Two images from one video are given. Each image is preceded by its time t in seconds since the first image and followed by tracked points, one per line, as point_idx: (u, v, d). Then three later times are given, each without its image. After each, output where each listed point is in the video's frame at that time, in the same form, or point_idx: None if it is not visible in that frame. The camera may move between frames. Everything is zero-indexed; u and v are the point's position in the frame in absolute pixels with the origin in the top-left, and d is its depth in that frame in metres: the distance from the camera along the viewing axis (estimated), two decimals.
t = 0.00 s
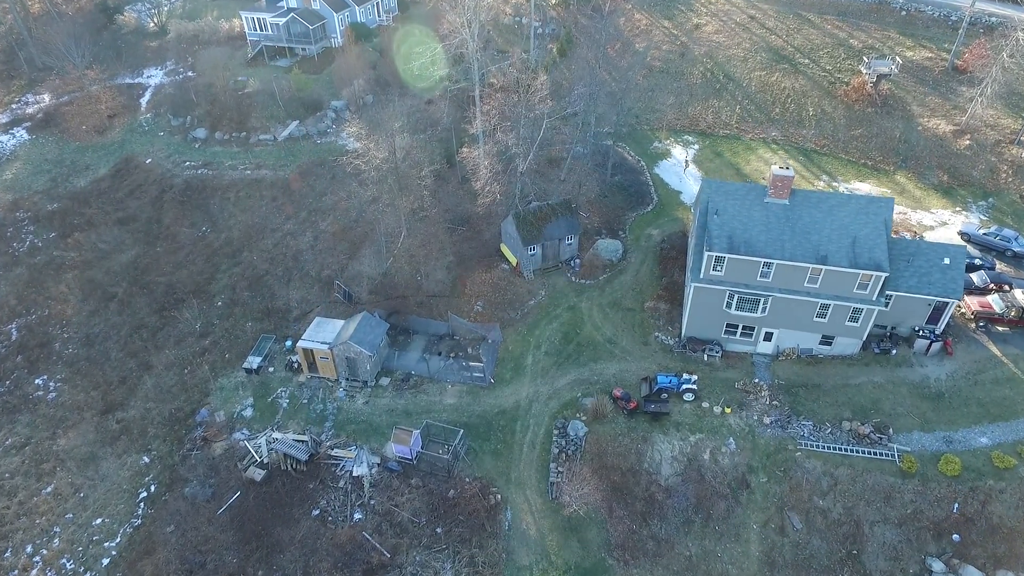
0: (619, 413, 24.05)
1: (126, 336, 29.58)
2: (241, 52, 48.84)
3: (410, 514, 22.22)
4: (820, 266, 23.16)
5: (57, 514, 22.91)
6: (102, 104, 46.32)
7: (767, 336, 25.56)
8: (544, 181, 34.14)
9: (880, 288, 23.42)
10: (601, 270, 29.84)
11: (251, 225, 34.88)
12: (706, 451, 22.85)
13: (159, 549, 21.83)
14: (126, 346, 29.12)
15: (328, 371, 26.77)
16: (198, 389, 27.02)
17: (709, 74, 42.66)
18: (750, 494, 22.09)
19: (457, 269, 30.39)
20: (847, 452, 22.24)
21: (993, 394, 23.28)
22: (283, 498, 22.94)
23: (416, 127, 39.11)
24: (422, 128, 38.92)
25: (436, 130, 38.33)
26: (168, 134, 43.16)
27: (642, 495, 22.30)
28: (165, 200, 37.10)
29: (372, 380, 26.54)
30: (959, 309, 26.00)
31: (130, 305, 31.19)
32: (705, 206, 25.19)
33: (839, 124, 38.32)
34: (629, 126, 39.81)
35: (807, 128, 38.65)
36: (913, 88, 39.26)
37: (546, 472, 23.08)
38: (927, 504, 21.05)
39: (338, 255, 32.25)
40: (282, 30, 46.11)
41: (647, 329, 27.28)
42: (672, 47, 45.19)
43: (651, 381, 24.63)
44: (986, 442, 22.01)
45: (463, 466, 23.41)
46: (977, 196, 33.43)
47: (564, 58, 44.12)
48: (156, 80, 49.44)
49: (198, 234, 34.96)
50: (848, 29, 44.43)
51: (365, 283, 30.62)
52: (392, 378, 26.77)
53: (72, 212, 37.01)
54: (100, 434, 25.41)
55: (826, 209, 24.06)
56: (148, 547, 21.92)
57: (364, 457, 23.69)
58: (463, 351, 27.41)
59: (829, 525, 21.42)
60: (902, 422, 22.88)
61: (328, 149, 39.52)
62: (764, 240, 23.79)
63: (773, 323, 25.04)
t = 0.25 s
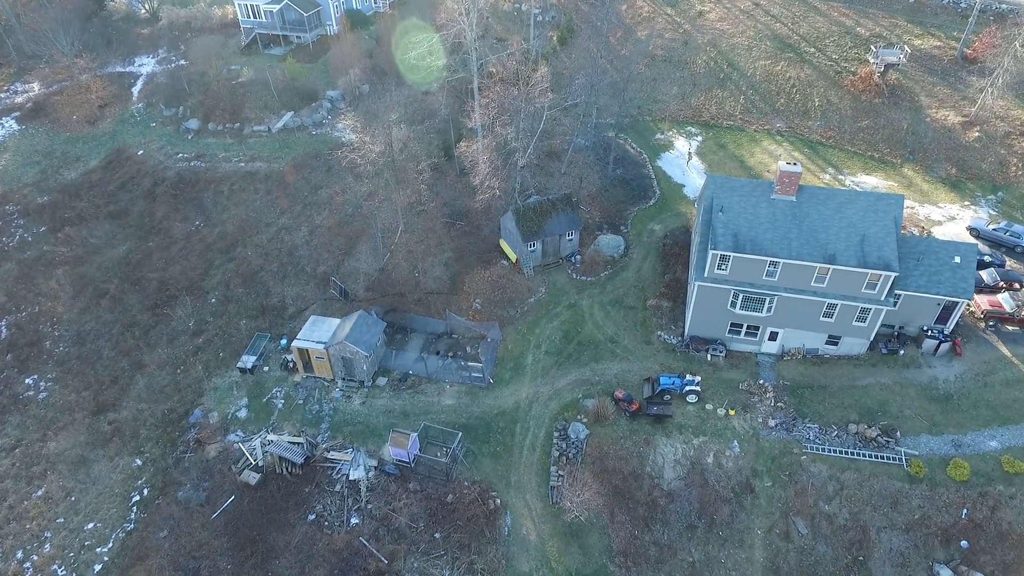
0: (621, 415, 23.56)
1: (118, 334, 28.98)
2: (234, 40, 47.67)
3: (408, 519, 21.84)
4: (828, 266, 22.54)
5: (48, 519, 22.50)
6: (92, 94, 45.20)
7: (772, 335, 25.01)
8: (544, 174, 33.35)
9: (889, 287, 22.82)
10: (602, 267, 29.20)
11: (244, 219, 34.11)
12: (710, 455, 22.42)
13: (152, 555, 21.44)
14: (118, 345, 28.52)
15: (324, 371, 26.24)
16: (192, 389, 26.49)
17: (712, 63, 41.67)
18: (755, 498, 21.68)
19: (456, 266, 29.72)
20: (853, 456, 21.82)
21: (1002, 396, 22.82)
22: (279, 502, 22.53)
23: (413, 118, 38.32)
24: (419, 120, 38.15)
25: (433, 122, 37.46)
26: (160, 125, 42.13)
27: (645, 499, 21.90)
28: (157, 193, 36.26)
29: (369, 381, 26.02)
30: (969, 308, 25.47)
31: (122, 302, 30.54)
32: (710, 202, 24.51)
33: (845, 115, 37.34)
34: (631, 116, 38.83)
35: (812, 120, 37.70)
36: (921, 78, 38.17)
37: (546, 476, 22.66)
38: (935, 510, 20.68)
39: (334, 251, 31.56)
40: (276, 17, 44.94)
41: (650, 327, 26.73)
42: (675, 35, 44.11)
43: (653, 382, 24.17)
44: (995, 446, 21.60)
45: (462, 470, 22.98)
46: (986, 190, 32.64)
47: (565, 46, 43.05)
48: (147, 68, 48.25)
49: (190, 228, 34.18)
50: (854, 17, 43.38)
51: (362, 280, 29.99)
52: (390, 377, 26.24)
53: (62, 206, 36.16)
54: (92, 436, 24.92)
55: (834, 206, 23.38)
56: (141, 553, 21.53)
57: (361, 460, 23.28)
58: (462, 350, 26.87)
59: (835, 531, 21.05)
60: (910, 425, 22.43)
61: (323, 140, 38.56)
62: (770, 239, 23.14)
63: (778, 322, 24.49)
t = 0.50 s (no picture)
0: (624, 428, 23.02)
1: (110, 343, 28.35)
2: (229, 39, 46.88)
3: (406, 537, 21.34)
4: (836, 276, 21.93)
5: (37, 536, 21.98)
6: (84, 95, 44.41)
7: (778, 346, 24.43)
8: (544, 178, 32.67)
9: (899, 298, 22.21)
10: (604, 273, 28.57)
11: (239, 224, 33.43)
12: (715, 470, 21.90)
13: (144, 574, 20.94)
14: (109, 354, 27.89)
15: (319, 382, 25.65)
16: (184, 400, 25.91)
17: (715, 64, 40.96)
18: (761, 515, 21.17)
19: (454, 273, 29.09)
20: (862, 471, 21.29)
21: (1014, 409, 22.28)
22: (273, 519, 22.03)
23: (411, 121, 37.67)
24: (417, 123, 37.50)
25: (432, 125, 36.77)
26: (153, 126, 41.34)
27: (648, 516, 21.38)
28: (150, 197, 35.56)
29: (366, 392, 25.42)
30: (979, 318, 24.92)
31: (114, 310, 29.91)
32: (715, 210, 23.88)
33: (851, 117, 36.66)
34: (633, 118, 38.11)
35: (817, 122, 37.01)
36: (928, 78, 37.42)
37: (547, 491, 22.13)
38: (946, 528, 20.18)
39: (330, 257, 30.91)
40: (271, 16, 44.14)
41: (653, 337, 26.13)
42: (677, 34, 43.35)
43: (657, 395, 23.52)
44: (1007, 462, 21.09)
45: (460, 485, 22.44)
46: (995, 194, 32.01)
47: (565, 46, 42.31)
48: (141, 67, 47.44)
49: (184, 233, 33.49)
50: (859, 16, 42.63)
51: (358, 287, 29.37)
52: (387, 388, 25.64)
53: (53, 210, 35.44)
54: (82, 449, 24.36)
55: (843, 214, 22.76)
56: (132, 572, 21.02)
57: (357, 475, 22.79)
58: (461, 360, 26.25)
59: (843, 549, 20.56)
60: (920, 440, 21.88)
61: (320, 142, 37.83)
62: (777, 248, 22.52)
63: (785, 333, 23.90)
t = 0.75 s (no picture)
0: (627, 447, 22.43)
1: (100, 356, 27.70)
2: (225, 43, 46.25)
3: (402, 561, 20.72)
4: (845, 291, 21.34)
5: (22, 559, 21.34)
6: (78, 100, 43.73)
7: (785, 361, 23.84)
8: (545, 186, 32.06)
9: (910, 313, 21.62)
10: (606, 285, 27.95)
11: (233, 233, 32.79)
12: (721, 491, 21.29)
13: None
14: (99, 368, 27.23)
15: (314, 398, 25.03)
16: (176, 416, 25.28)
17: (717, 68, 40.37)
18: (768, 537, 20.53)
19: (453, 284, 28.46)
20: (872, 492, 20.69)
21: None
22: (266, 541, 21.40)
23: (409, 127, 37.07)
24: (415, 129, 36.91)
25: (430, 131, 36.15)
26: (147, 132, 40.67)
27: (652, 539, 20.73)
28: (143, 205, 34.89)
29: (362, 408, 24.79)
30: (991, 332, 24.36)
31: (105, 322, 29.26)
32: (720, 222, 23.31)
33: (856, 123, 36.07)
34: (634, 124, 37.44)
35: (821, 128, 36.42)
36: (934, 83, 36.81)
37: (548, 512, 21.50)
38: (960, 552, 19.51)
39: (326, 267, 30.29)
40: (267, 20, 43.51)
41: (656, 351, 25.54)
42: (679, 38, 42.75)
43: (661, 412, 22.97)
44: (1022, 483, 20.50)
45: (459, 506, 21.83)
46: (1003, 203, 31.42)
47: (565, 50, 41.72)
48: (135, 72, 46.78)
49: (177, 242, 32.84)
50: (863, 20, 42.05)
51: (355, 299, 28.73)
52: (383, 404, 25.00)
53: (44, 218, 34.76)
54: (70, 468, 23.72)
55: (851, 227, 22.19)
56: None
57: (353, 495, 22.17)
58: (459, 375, 25.69)
59: (854, 573, 19.92)
60: (932, 459, 21.28)
61: (316, 148, 37.21)
62: (784, 261, 21.94)
63: (792, 348, 23.31)
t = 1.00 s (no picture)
0: (631, 466, 21.80)
1: (90, 371, 27.01)
2: (221, 47, 45.60)
3: None
4: (856, 307, 20.71)
5: None
6: (71, 105, 43.03)
7: (793, 377, 23.22)
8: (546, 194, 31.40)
9: (923, 329, 20.99)
10: (609, 296, 27.30)
11: (228, 242, 32.12)
12: (728, 513, 20.65)
13: None
14: (89, 382, 26.54)
15: (310, 414, 24.39)
16: (168, 433, 24.62)
17: (720, 73, 39.77)
18: (778, 561, 19.87)
19: (452, 296, 27.81)
20: (885, 515, 20.05)
21: None
22: (259, 565, 20.74)
23: (407, 134, 36.48)
24: (414, 136, 36.30)
25: (429, 138, 35.53)
26: (141, 138, 39.97)
27: (657, 563, 20.03)
28: (136, 214, 34.20)
29: (359, 425, 24.14)
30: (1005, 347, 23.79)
31: (96, 334, 28.57)
32: (726, 235, 22.71)
33: (862, 129, 35.47)
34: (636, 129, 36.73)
35: (827, 134, 35.81)
36: (941, 89, 36.19)
37: (551, 535, 20.85)
38: None
39: (322, 278, 29.64)
40: (264, 24, 42.87)
41: (660, 366, 24.91)
42: (681, 42, 42.12)
43: (666, 430, 22.42)
44: None
45: (458, 528, 21.17)
46: (1013, 211, 30.80)
47: (566, 54, 41.07)
48: (130, 76, 46.09)
49: (171, 252, 32.16)
50: (868, 23, 41.47)
51: (352, 311, 28.08)
52: (381, 421, 24.35)
53: (35, 226, 34.04)
54: (58, 487, 23.04)
55: (862, 240, 21.58)
56: None
57: (349, 517, 21.55)
58: (459, 391, 25.02)
59: None
60: (946, 480, 20.65)
61: (313, 155, 36.55)
62: (793, 276, 21.32)
63: (800, 364, 22.69)
